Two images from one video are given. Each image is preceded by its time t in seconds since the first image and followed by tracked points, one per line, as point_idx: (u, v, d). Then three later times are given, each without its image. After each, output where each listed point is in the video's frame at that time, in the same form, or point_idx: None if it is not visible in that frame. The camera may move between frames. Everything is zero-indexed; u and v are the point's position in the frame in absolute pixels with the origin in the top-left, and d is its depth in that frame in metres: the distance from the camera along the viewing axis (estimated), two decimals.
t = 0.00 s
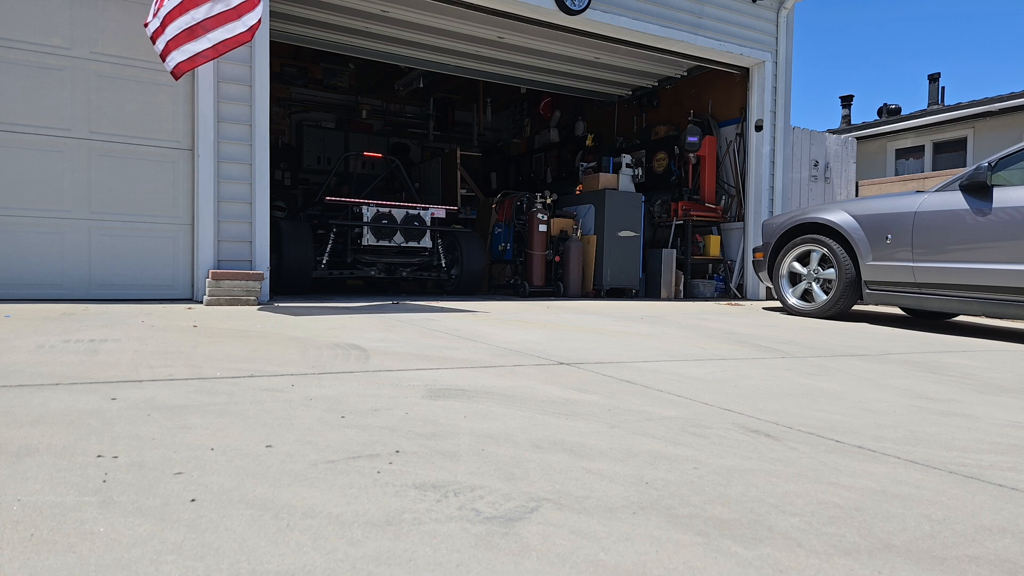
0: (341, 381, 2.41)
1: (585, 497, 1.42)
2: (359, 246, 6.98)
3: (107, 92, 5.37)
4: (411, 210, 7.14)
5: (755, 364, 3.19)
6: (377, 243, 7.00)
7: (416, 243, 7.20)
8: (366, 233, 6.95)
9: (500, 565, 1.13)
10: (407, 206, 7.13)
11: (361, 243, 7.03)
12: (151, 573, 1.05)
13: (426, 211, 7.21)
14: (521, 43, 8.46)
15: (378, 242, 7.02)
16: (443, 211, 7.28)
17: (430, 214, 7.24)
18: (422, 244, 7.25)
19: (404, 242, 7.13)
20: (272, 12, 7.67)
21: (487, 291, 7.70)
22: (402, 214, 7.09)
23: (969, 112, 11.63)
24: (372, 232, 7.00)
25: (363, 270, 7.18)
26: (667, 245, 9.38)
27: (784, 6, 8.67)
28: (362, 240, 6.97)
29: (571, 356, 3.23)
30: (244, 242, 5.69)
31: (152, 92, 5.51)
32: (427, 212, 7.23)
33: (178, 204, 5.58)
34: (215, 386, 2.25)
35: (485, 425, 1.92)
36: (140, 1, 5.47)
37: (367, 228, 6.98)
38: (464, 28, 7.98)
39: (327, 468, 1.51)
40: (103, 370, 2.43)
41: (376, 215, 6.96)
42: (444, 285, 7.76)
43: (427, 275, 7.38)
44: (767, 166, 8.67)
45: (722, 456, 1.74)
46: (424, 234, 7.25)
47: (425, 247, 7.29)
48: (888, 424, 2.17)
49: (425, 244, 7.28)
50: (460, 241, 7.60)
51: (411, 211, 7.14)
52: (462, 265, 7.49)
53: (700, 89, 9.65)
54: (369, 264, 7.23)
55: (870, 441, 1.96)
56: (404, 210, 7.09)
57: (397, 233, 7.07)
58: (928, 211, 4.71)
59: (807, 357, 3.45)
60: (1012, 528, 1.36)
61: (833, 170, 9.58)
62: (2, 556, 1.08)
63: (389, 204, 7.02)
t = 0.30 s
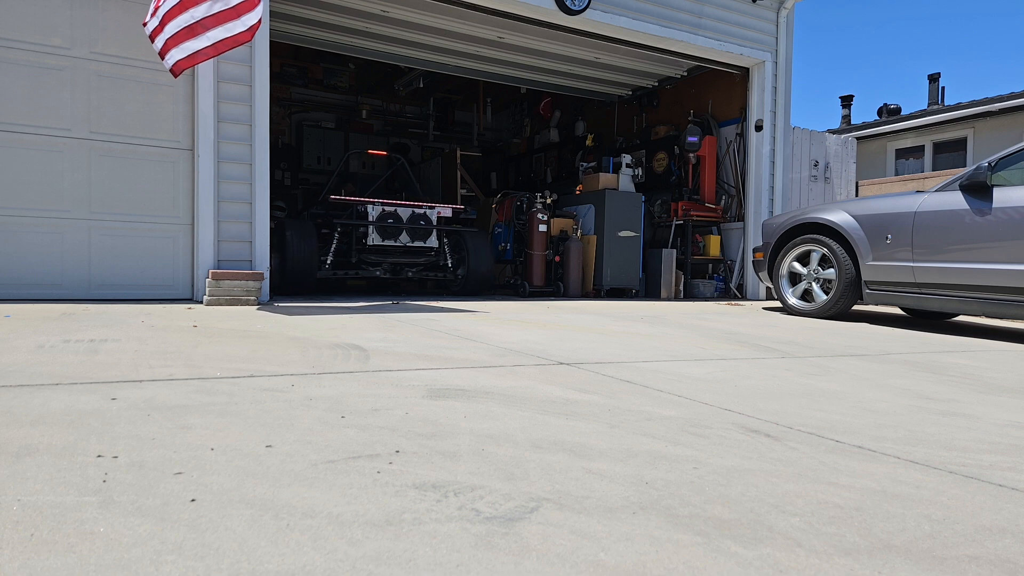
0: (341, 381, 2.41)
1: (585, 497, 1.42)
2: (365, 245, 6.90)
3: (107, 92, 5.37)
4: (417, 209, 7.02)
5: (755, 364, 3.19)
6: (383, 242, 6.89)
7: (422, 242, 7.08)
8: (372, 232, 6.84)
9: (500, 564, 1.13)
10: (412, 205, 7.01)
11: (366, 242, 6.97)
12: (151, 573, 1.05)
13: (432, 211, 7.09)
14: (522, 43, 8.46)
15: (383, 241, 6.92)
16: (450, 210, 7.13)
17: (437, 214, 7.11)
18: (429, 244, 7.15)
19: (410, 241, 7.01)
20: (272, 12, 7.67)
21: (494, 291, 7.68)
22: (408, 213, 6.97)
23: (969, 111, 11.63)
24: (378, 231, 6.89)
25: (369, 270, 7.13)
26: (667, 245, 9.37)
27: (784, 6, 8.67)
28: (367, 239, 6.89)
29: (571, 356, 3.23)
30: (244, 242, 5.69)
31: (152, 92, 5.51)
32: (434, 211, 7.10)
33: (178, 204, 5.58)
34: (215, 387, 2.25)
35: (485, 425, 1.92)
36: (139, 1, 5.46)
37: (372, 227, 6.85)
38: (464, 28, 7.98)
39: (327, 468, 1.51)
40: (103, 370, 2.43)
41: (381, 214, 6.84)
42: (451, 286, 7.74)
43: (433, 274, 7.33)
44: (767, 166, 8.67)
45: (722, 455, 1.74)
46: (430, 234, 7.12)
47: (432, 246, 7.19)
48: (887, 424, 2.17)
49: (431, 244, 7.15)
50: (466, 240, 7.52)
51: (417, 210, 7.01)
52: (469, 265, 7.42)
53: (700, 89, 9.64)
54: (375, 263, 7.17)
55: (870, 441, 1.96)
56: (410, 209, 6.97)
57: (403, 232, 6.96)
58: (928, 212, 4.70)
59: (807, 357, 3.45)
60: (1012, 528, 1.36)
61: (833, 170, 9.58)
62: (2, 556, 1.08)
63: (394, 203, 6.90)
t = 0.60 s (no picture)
0: (341, 381, 2.41)
1: (585, 497, 1.42)
2: (368, 245, 6.91)
3: (107, 92, 5.37)
4: (422, 208, 7.05)
5: (755, 364, 3.19)
6: (388, 242, 6.91)
7: (428, 241, 7.08)
8: (376, 231, 6.86)
9: (499, 564, 1.13)
10: (418, 204, 7.04)
11: (371, 242, 6.96)
12: (151, 573, 1.05)
13: (437, 210, 7.12)
14: (522, 43, 8.46)
15: (388, 241, 6.93)
16: (456, 209, 7.14)
17: (442, 213, 7.15)
18: (434, 243, 7.13)
19: (415, 241, 7.02)
20: (272, 12, 7.68)
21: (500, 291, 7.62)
22: (413, 212, 6.99)
23: (969, 111, 11.63)
24: (382, 231, 6.91)
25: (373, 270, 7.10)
26: (666, 245, 9.37)
27: (784, 6, 8.67)
28: (372, 238, 6.88)
29: (571, 356, 3.23)
30: (244, 242, 5.69)
31: (152, 91, 5.51)
32: (439, 211, 7.14)
33: (178, 204, 5.58)
34: (215, 386, 2.25)
35: (485, 425, 1.92)
36: (139, 1, 5.46)
37: (377, 227, 6.87)
38: (464, 28, 7.97)
39: (328, 468, 1.51)
40: (103, 370, 2.43)
41: (386, 213, 6.86)
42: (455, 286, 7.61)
43: (438, 274, 7.31)
44: (766, 166, 8.67)
45: (722, 455, 1.74)
46: (436, 233, 7.12)
47: (436, 246, 7.18)
48: (887, 424, 2.17)
49: (436, 243, 7.14)
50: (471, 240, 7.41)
51: (422, 209, 7.05)
52: (474, 265, 7.31)
53: (700, 89, 9.65)
54: (379, 264, 7.14)
55: (870, 441, 1.96)
56: (415, 209, 7.00)
57: (407, 232, 6.97)
58: (928, 212, 4.70)
59: (807, 358, 3.45)
60: (1012, 528, 1.36)
61: (833, 170, 9.58)
62: (3, 556, 1.08)
63: (399, 202, 6.91)
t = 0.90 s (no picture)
0: (341, 381, 2.41)
1: (585, 497, 1.42)
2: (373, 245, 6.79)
3: (107, 92, 5.37)
4: (427, 207, 6.94)
5: (755, 364, 3.19)
6: (392, 242, 6.79)
7: (433, 241, 7.00)
8: (380, 231, 6.73)
9: (500, 564, 1.13)
10: (422, 202, 6.91)
11: (375, 242, 6.83)
12: (151, 573, 1.05)
13: (443, 208, 7.03)
14: (522, 42, 8.46)
15: (393, 241, 6.83)
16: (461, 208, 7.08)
17: (447, 212, 7.07)
18: (439, 243, 7.07)
19: (420, 240, 6.92)
20: (272, 12, 7.67)
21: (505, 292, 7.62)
22: (418, 211, 6.87)
23: (969, 111, 11.63)
24: (387, 231, 6.79)
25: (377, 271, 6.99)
26: (666, 245, 9.37)
27: (784, 6, 8.67)
28: (376, 238, 6.74)
29: (570, 356, 3.23)
30: (244, 242, 5.69)
31: (152, 91, 5.51)
32: (444, 208, 7.04)
33: (178, 204, 5.58)
34: (215, 386, 2.25)
35: (485, 425, 1.92)
36: (139, 1, 5.46)
37: (381, 226, 6.75)
38: (464, 28, 7.97)
39: (327, 468, 1.51)
40: (103, 370, 2.43)
41: (390, 212, 6.74)
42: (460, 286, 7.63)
43: (444, 274, 7.24)
44: (766, 166, 8.67)
45: (722, 455, 1.74)
46: (441, 233, 7.04)
47: (441, 246, 7.11)
48: (887, 424, 2.17)
49: (441, 243, 7.09)
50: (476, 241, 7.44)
51: (427, 208, 6.92)
52: (479, 265, 7.32)
53: (700, 89, 9.65)
54: (383, 264, 7.04)
55: (870, 441, 1.96)
56: (420, 208, 6.89)
57: (412, 231, 6.87)
58: (928, 212, 4.70)
59: (808, 357, 3.44)
60: (1012, 528, 1.36)
61: (833, 170, 9.58)
62: (3, 556, 1.08)
63: (404, 201, 6.80)
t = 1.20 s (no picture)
0: (341, 381, 2.41)
1: (585, 497, 1.42)
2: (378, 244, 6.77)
3: (107, 92, 5.37)
4: (433, 207, 6.90)
5: (755, 364, 3.19)
6: (397, 241, 6.80)
7: (438, 241, 7.01)
8: (386, 230, 6.74)
9: (500, 564, 1.13)
10: (429, 202, 6.88)
11: (380, 241, 6.85)
12: (151, 572, 1.05)
13: (449, 207, 6.99)
14: (522, 43, 8.46)
15: (398, 240, 6.83)
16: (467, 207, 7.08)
17: (453, 211, 7.04)
18: (445, 243, 7.07)
19: (426, 240, 6.93)
20: (273, 13, 7.67)
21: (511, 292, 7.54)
22: (424, 210, 6.85)
23: (968, 112, 11.64)
24: (391, 230, 6.80)
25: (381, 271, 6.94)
26: (666, 245, 9.37)
27: (784, 6, 8.67)
28: (382, 237, 6.73)
29: (570, 356, 3.23)
30: (244, 242, 5.69)
31: (152, 91, 5.51)
32: (450, 208, 7.01)
33: (178, 204, 5.58)
34: (215, 386, 2.25)
35: (485, 425, 1.92)
36: (139, 1, 5.46)
37: (386, 225, 6.74)
38: (464, 27, 7.97)
39: (327, 468, 1.51)
40: (103, 370, 2.43)
41: (395, 211, 6.70)
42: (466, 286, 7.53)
43: (450, 275, 7.20)
44: (766, 166, 8.67)
45: (722, 456, 1.74)
46: (447, 233, 7.05)
47: (447, 246, 7.09)
48: (888, 424, 2.17)
49: (447, 243, 7.08)
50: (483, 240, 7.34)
51: (432, 207, 6.89)
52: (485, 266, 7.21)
53: (700, 89, 9.66)
54: (388, 264, 7.03)
55: (870, 441, 1.96)
56: (426, 207, 6.85)
57: (418, 231, 6.87)
58: (928, 212, 4.70)
59: (807, 358, 3.44)
60: (1012, 528, 1.36)
61: (833, 170, 9.58)
62: (3, 556, 1.08)
63: (409, 200, 6.78)
